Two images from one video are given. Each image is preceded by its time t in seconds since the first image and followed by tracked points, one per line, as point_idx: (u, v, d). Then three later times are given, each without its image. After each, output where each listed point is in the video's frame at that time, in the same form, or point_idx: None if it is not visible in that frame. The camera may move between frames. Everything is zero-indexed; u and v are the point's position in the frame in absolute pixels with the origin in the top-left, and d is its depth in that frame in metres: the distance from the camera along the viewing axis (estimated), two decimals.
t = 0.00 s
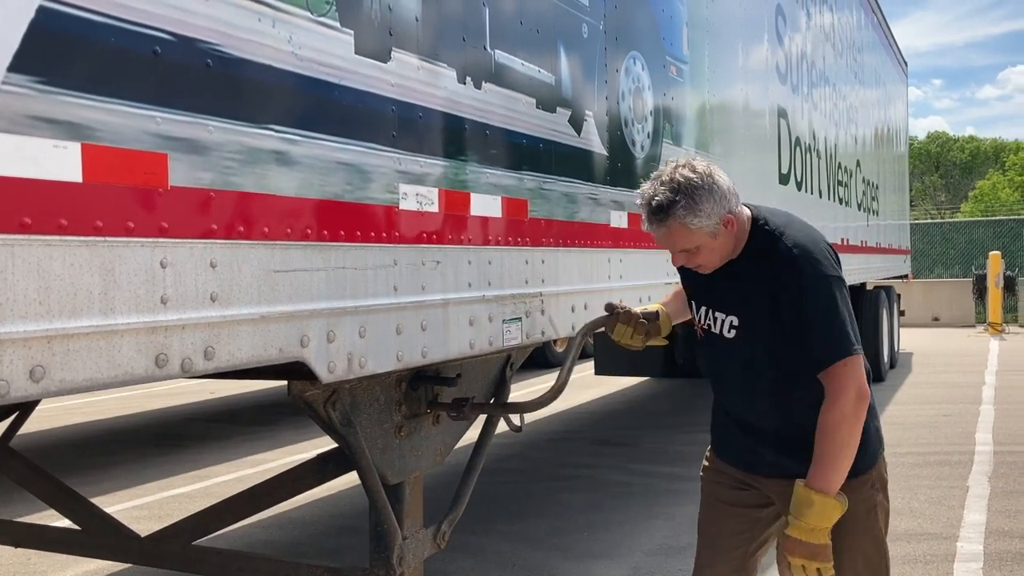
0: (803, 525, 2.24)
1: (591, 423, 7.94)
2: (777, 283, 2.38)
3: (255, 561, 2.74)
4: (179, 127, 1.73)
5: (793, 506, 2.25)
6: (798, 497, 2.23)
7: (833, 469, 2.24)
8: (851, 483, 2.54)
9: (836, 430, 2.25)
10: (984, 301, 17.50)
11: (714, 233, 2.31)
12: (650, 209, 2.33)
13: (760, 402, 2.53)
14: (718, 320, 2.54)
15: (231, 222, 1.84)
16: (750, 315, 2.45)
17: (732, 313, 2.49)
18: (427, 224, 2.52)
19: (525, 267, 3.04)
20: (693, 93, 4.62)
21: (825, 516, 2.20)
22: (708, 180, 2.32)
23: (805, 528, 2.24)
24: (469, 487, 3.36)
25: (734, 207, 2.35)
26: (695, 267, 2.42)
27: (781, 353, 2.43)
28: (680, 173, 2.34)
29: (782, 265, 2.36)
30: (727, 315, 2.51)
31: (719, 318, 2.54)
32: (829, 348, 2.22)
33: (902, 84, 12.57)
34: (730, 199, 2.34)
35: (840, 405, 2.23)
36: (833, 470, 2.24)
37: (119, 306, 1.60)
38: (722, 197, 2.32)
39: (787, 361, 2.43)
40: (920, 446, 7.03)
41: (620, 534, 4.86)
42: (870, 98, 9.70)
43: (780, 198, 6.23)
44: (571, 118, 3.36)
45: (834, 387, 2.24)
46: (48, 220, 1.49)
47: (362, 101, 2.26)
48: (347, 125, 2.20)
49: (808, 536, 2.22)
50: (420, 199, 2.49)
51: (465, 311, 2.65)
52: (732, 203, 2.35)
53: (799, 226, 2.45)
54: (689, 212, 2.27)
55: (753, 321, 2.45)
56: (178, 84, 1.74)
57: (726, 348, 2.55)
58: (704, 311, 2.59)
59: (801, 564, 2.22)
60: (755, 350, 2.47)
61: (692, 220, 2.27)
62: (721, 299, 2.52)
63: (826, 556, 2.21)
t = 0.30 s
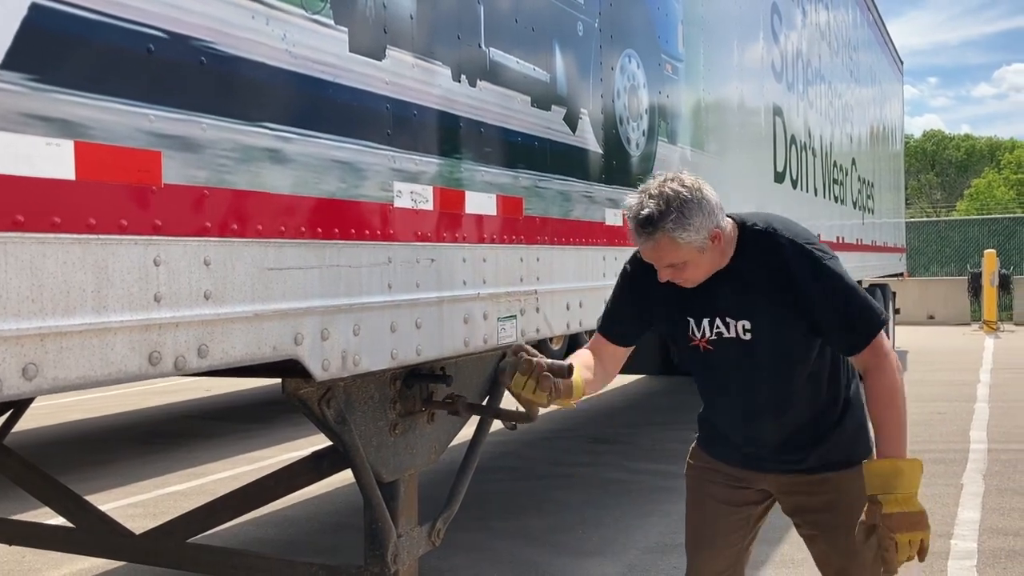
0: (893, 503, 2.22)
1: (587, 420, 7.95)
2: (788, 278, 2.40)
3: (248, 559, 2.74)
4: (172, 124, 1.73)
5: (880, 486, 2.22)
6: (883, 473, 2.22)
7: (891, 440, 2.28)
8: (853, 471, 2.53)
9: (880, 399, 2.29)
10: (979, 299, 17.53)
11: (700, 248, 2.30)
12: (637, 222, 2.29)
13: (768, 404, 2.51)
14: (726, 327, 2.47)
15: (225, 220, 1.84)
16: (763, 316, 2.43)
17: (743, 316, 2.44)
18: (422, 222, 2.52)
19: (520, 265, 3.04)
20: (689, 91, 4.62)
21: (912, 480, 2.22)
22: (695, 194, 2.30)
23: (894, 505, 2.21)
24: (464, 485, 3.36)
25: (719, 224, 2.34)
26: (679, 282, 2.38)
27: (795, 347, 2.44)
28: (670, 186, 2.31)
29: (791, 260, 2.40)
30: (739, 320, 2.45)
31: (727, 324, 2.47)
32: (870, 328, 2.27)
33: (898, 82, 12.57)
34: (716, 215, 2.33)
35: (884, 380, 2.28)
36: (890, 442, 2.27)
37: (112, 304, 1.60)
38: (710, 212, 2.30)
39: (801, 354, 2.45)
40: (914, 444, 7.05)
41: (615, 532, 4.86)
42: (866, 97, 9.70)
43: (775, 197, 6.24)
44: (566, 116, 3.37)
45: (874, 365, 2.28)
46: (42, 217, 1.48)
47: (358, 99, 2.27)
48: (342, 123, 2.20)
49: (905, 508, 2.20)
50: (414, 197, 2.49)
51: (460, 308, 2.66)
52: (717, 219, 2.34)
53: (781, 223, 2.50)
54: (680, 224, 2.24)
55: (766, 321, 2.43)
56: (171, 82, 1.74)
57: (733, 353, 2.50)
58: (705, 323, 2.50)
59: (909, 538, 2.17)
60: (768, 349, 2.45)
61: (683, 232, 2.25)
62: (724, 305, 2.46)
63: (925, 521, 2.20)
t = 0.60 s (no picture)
0: (870, 512, 2.22)
1: (582, 416, 7.96)
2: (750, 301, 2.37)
3: (240, 555, 2.74)
4: (165, 120, 1.73)
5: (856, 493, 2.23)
6: (860, 483, 2.22)
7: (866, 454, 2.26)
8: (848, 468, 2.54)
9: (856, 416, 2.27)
10: (975, 296, 17.57)
11: (667, 287, 2.27)
12: (602, 270, 2.28)
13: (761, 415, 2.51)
14: (702, 355, 2.46)
15: (218, 216, 1.84)
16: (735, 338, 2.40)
17: (718, 343, 2.42)
18: (416, 218, 2.52)
19: (514, 261, 3.04)
20: (684, 87, 4.62)
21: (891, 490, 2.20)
22: (656, 235, 2.28)
23: (872, 515, 2.22)
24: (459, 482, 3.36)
25: (685, 259, 2.31)
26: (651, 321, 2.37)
27: (772, 366, 2.42)
28: (627, 232, 2.29)
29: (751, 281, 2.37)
30: (713, 344, 2.43)
31: (703, 352, 2.45)
32: (830, 343, 2.25)
33: (894, 78, 12.57)
34: (680, 250, 2.31)
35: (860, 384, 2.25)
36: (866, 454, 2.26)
37: (105, 300, 1.60)
38: (671, 252, 2.28)
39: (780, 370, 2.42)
40: (909, 440, 7.06)
41: (610, 528, 4.87)
42: (862, 93, 9.70)
43: (770, 193, 6.24)
44: (562, 112, 3.36)
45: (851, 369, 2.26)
46: (34, 213, 1.48)
47: (351, 95, 2.26)
48: (335, 118, 2.20)
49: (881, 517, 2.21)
50: (409, 192, 2.49)
51: (454, 305, 2.66)
52: (682, 254, 2.31)
53: (745, 242, 2.46)
54: (640, 271, 2.22)
55: (740, 344, 2.40)
56: (164, 77, 1.74)
57: (716, 377, 2.49)
58: (683, 355, 2.49)
59: (884, 547, 2.19)
60: (746, 370, 2.43)
61: (645, 278, 2.23)
62: (696, 333, 2.44)
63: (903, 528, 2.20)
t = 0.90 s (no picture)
0: (790, 493, 2.16)
1: (579, 410, 7.97)
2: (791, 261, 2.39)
3: (235, 547, 2.74)
4: (159, 113, 1.73)
5: (787, 471, 2.19)
6: (797, 464, 2.18)
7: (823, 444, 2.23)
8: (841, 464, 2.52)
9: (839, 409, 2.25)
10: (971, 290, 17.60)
11: (732, 206, 2.31)
12: (671, 174, 2.31)
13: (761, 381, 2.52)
14: (722, 293, 2.55)
15: (213, 209, 1.84)
16: (756, 292, 2.47)
17: (740, 287, 2.50)
18: (412, 211, 2.52)
19: (510, 254, 3.04)
20: (681, 81, 4.62)
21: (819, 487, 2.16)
22: (732, 150, 2.32)
23: (792, 497, 2.16)
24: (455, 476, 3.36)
25: (753, 184, 2.35)
26: (707, 239, 2.41)
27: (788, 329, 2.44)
28: (705, 142, 2.33)
29: (797, 244, 2.38)
30: (734, 290, 2.52)
31: (723, 291, 2.54)
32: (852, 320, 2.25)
33: (890, 72, 12.57)
34: (750, 175, 2.35)
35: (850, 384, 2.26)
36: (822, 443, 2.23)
37: (99, 292, 1.59)
38: (742, 172, 2.32)
39: (795, 340, 2.44)
40: (905, 433, 7.08)
41: (606, 520, 4.88)
42: (858, 87, 9.71)
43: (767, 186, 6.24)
44: (558, 105, 3.36)
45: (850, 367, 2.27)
46: (27, 205, 1.48)
47: (346, 87, 2.26)
48: (330, 110, 2.19)
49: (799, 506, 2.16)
50: (404, 185, 2.48)
51: (450, 298, 2.66)
52: (751, 179, 2.35)
53: (814, 207, 2.46)
54: (711, 179, 2.26)
55: (760, 294, 2.46)
56: (159, 69, 1.73)
57: (730, 323, 2.55)
58: (704, 285, 2.60)
59: (783, 530, 2.16)
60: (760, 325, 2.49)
61: (713, 187, 2.27)
62: (727, 273, 2.53)
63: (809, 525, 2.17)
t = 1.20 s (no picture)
0: (778, 454, 2.13)
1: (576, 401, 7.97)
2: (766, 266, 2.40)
3: (232, 538, 2.74)
4: (156, 102, 1.72)
5: (775, 433, 2.17)
6: (789, 427, 2.17)
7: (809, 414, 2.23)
8: (852, 448, 2.54)
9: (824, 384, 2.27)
10: (967, 282, 17.61)
11: (672, 242, 2.27)
12: (610, 214, 2.27)
13: (762, 384, 2.52)
14: (710, 320, 2.47)
15: (210, 198, 1.84)
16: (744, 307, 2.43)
17: (726, 306, 2.44)
18: (409, 201, 2.51)
19: (507, 246, 3.04)
20: (678, 72, 4.61)
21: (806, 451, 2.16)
22: (670, 188, 2.29)
23: (781, 460, 2.13)
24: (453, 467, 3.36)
25: (692, 219, 2.31)
26: (651, 276, 2.35)
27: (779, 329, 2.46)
28: (642, 180, 2.29)
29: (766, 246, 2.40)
30: (721, 311, 2.45)
31: (711, 317, 2.46)
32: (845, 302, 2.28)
33: (889, 63, 12.55)
34: (689, 209, 2.31)
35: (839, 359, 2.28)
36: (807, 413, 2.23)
37: (96, 282, 1.59)
38: (681, 208, 2.28)
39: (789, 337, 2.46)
40: (901, 424, 7.09)
41: (603, 511, 4.89)
42: (856, 78, 9.69)
43: (764, 177, 6.23)
44: (555, 95, 3.35)
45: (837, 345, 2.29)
46: (24, 193, 1.47)
47: (344, 77, 2.25)
48: (326, 100, 2.18)
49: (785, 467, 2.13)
50: (402, 175, 2.48)
51: (447, 289, 2.65)
52: (690, 215, 2.31)
53: (757, 211, 2.49)
54: (650, 219, 2.22)
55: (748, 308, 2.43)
56: (156, 57, 1.73)
57: (722, 344, 2.49)
58: (688, 321, 2.49)
59: (764, 487, 2.12)
60: (753, 335, 2.46)
61: (652, 227, 2.22)
62: (709, 297, 2.45)
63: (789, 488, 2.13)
